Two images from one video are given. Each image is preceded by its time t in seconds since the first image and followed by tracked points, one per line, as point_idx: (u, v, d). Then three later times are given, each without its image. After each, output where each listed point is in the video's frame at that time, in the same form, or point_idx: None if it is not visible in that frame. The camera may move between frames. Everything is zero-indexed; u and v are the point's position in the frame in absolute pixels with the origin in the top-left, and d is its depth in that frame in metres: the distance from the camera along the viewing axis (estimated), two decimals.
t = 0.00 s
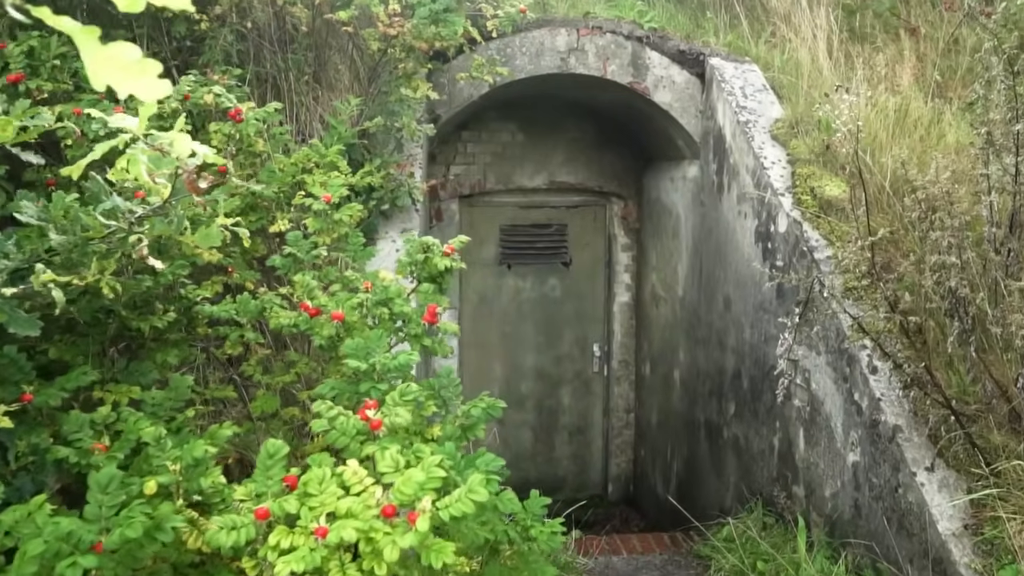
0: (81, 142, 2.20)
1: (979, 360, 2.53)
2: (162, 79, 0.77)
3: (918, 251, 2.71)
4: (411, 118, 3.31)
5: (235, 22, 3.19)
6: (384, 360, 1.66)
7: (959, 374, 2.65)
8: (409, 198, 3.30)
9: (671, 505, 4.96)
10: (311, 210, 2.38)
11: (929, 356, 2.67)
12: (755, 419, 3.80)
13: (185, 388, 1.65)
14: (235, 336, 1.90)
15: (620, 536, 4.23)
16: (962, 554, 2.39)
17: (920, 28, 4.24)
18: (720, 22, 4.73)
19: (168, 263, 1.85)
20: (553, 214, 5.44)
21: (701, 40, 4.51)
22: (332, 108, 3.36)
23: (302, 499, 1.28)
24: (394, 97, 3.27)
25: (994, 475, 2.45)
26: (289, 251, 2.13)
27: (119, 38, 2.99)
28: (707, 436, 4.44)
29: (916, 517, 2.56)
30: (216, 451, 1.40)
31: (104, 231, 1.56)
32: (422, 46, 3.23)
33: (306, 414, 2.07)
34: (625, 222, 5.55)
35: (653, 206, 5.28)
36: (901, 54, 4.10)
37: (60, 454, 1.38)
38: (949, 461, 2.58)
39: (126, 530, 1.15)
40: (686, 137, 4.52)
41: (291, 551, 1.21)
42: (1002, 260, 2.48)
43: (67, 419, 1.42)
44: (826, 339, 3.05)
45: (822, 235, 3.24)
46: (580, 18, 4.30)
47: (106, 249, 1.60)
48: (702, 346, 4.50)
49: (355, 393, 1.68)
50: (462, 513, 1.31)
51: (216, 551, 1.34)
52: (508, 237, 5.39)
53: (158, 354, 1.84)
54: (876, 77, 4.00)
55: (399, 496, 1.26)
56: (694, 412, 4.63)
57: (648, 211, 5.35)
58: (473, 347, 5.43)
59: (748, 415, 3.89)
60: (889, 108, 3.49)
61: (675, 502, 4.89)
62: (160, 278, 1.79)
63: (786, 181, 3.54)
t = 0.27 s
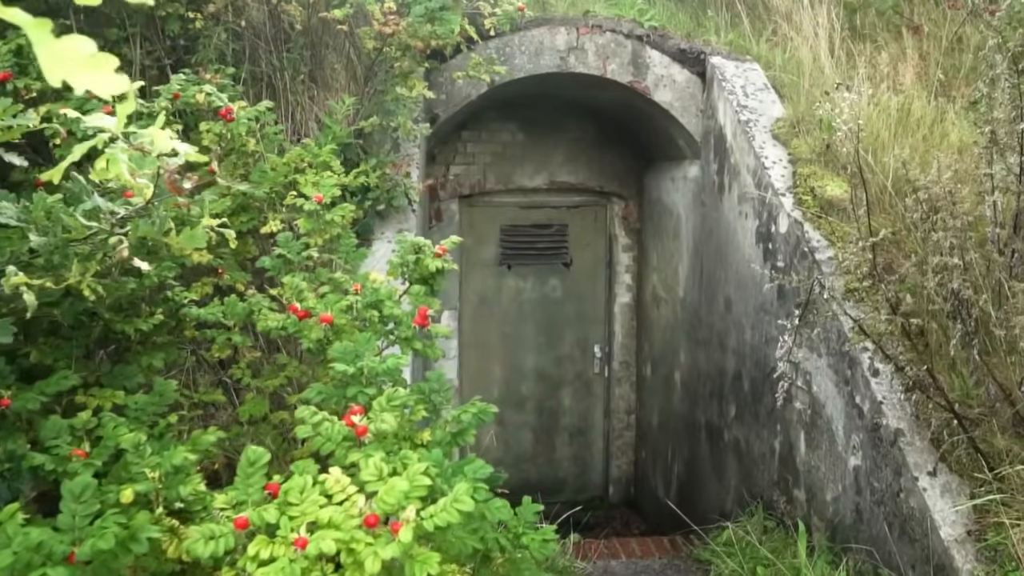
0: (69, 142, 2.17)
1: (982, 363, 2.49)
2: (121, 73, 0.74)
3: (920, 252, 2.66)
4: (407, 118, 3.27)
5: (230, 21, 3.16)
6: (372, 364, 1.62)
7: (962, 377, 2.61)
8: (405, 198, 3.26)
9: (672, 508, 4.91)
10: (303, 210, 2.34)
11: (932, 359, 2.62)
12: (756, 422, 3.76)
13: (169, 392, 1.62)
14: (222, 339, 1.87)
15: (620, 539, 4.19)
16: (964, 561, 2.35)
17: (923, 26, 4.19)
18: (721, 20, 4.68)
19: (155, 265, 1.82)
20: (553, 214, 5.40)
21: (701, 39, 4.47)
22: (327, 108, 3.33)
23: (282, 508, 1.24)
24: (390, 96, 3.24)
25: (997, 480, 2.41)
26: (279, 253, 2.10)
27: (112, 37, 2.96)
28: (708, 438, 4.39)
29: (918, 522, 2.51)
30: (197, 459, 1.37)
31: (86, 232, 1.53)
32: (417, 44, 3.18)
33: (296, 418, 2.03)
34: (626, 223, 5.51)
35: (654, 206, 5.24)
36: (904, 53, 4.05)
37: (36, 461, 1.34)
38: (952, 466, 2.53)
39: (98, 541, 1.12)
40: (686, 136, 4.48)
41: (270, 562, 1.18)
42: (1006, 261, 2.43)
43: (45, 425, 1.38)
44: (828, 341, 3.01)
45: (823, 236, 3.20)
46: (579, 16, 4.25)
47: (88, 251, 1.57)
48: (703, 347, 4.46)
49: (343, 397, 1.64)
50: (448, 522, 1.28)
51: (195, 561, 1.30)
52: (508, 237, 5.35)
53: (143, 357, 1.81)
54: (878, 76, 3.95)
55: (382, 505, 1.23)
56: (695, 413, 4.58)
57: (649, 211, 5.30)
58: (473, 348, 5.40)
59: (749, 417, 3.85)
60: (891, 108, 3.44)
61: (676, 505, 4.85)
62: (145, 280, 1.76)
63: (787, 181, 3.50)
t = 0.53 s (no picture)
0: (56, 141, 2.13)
1: (986, 366, 2.44)
2: (74, 68, 0.67)
3: (923, 253, 2.62)
4: (403, 117, 3.23)
5: (225, 19, 3.12)
6: (360, 368, 1.58)
7: (966, 380, 2.56)
8: (402, 197, 3.22)
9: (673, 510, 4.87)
10: (295, 211, 2.30)
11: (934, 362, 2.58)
12: (757, 424, 3.71)
13: (153, 397, 1.58)
14: (209, 341, 1.83)
15: (620, 543, 4.15)
16: (968, 568, 2.30)
17: (927, 24, 4.14)
18: (722, 19, 4.64)
19: (141, 267, 1.79)
20: (554, 214, 5.35)
21: (703, 38, 4.42)
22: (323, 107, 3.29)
23: (261, 518, 1.21)
24: (387, 96, 3.20)
25: (1002, 485, 2.36)
26: (269, 253, 2.06)
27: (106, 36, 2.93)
28: (709, 440, 4.35)
29: (921, 527, 2.47)
30: (175, 467, 1.33)
31: (66, 233, 1.49)
32: (413, 42, 3.10)
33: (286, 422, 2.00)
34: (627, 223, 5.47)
35: (655, 206, 5.19)
36: (907, 51, 4.01)
37: (12, 468, 1.31)
38: (956, 470, 2.49)
39: (67, 553, 1.09)
40: (688, 136, 4.43)
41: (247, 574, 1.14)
42: (1010, 263, 2.39)
43: (22, 431, 1.36)
44: (829, 343, 2.96)
45: (825, 236, 3.15)
46: (579, 14, 4.21)
47: (68, 252, 1.52)
48: (704, 348, 4.41)
49: (330, 401, 1.60)
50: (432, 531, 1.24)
51: (173, 570, 1.27)
52: (509, 237, 5.31)
53: (128, 360, 1.78)
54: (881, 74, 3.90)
55: (364, 514, 1.20)
56: (696, 415, 4.54)
57: (650, 211, 5.26)
58: (473, 349, 5.36)
59: (750, 419, 3.80)
60: (894, 107, 3.40)
61: (678, 507, 4.81)
62: (130, 282, 1.73)
63: (789, 181, 3.45)
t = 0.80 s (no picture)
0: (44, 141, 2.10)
1: (991, 369, 2.39)
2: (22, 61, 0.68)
3: (928, 254, 2.57)
4: (400, 116, 3.19)
5: (220, 17, 3.08)
6: (347, 371, 1.54)
7: (970, 384, 2.51)
8: (398, 197, 3.18)
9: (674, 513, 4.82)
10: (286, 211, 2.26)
11: (938, 365, 2.53)
12: (759, 426, 3.66)
13: (136, 401, 1.55)
14: (196, 344, 1.80)
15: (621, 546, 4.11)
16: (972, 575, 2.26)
17: (932, 22, 4.09)
18: (724, 17, 4.59)
19: (128, 268, 1.76)
20: (555, 214, 5.31)
21: (705, 36, 4.38)
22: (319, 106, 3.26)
23: (239, 528, 1.18)
24: (383, 95, 3.16)
25: (1006, 491, 2.31)
26: (259, 254, 2.03)
27: (99, 34, 2.89)
28: (711, 442, 4.30)
29: (924, 533, 2.42)
30: (154, 474, 1.30)
31: (47, 233, 1.45)
32: (409, 41, 3.04)
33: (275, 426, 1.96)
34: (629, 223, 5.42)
35: (657, 206, 5.14)
36: (911, 50, 3.95)
37: None
38: (959, 475, 2.44)
39: (34, 565, 1.06)
40: (689, 135, 4.39)
41: None
42: (1015, 264, 2.33)
43: None
44: (831, 345, 2.92)
45: (827, 237, 3.11)
46: (580, 13, 4.17)
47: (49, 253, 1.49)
48: (706, 350, 4.37)
49: (316, 406, 1.56)
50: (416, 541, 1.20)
51: None
52: (509, 238, 5.27)
53: (114, 363, 1.75)
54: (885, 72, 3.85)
55: (345, 524, 1.16)
56: (698, 417, 4.49)
57: (652, 211, 5.21)
58: (473, 350, 5.32)
59: (752, 422, 3.76)
60: (897, 106, 3.35)
61: (679, 510, 4.76)
62: (115, 283, 1.70)
63: (791, 181, 3.41)
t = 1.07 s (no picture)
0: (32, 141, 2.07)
1: (996, 373, 2.34)
2: None
3: (933, 256, 2.52)
4: (397, 116, 3.15)
5: (215, 15, 3.04)
6: (335, 377, 1.51)
7: (975, 388, 2.47)
8: (396, 197, 3.14)
9: (676, 515, 4.78)
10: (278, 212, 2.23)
11: (942, 369, 2.49)
12: (761, 429, 3.62)
13: (118, 406, 1.52)
14: (183, 348, 1.77)
15: (621, 549, 4.07)
16: None
17: (937, 20, 4.03)
18: (727, 16, 4.54)
19: (113, 271, 1.72)
20: (556, 214, 5.27)
21: (707, 35, 4.33)
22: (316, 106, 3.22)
23: (217, 539, 1.14)
24: (380, 95, 3.12)
25: (1012, 497, 2.26)
26: (249, 256, 1.99)
27: (93, 33, 2.86)
28: (713, 445, 4.25)
29: (927, 540, 2.37)
30: (132, 482, 1.27)
31: (25, 237, 1.42)
32: (406, 39, 3.00)
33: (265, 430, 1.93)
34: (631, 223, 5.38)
35: (659, 206, 5.10)
36: (916, 48, 3.90)
37: None
38: (964, 481, 2.39)
39: None
40: (691, 134, 4.34)
41: None
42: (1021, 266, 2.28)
43: None
44: (834, 348, 2.87)
45: (830, 238, 3.06)
46: (580, 12, 4.13)
47: (27, 257, 1.46)
48: (708, 351, 4.32)
49: (303, 412, 1.53)
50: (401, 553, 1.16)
51: None
52: (510, 238, 5.23)
53: (98, 367, 1.71)
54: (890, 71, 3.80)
55: (326, 535, 1.13)
56: (700, 420, 4.44)
57: (654, 212, 5.16)
58: (474, 351, 5.29)
59: (754, 425, 3.71)
60: (902, 106, 3.30)
61: (681, 513, 4.72)
62: (100, 286, 1.66)
63: (794, 181, 3.36)
